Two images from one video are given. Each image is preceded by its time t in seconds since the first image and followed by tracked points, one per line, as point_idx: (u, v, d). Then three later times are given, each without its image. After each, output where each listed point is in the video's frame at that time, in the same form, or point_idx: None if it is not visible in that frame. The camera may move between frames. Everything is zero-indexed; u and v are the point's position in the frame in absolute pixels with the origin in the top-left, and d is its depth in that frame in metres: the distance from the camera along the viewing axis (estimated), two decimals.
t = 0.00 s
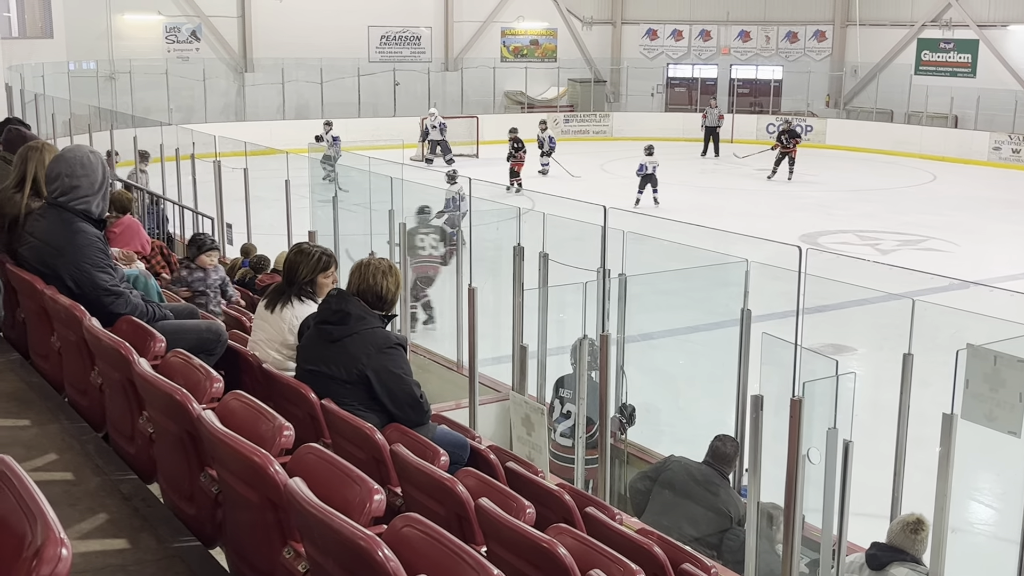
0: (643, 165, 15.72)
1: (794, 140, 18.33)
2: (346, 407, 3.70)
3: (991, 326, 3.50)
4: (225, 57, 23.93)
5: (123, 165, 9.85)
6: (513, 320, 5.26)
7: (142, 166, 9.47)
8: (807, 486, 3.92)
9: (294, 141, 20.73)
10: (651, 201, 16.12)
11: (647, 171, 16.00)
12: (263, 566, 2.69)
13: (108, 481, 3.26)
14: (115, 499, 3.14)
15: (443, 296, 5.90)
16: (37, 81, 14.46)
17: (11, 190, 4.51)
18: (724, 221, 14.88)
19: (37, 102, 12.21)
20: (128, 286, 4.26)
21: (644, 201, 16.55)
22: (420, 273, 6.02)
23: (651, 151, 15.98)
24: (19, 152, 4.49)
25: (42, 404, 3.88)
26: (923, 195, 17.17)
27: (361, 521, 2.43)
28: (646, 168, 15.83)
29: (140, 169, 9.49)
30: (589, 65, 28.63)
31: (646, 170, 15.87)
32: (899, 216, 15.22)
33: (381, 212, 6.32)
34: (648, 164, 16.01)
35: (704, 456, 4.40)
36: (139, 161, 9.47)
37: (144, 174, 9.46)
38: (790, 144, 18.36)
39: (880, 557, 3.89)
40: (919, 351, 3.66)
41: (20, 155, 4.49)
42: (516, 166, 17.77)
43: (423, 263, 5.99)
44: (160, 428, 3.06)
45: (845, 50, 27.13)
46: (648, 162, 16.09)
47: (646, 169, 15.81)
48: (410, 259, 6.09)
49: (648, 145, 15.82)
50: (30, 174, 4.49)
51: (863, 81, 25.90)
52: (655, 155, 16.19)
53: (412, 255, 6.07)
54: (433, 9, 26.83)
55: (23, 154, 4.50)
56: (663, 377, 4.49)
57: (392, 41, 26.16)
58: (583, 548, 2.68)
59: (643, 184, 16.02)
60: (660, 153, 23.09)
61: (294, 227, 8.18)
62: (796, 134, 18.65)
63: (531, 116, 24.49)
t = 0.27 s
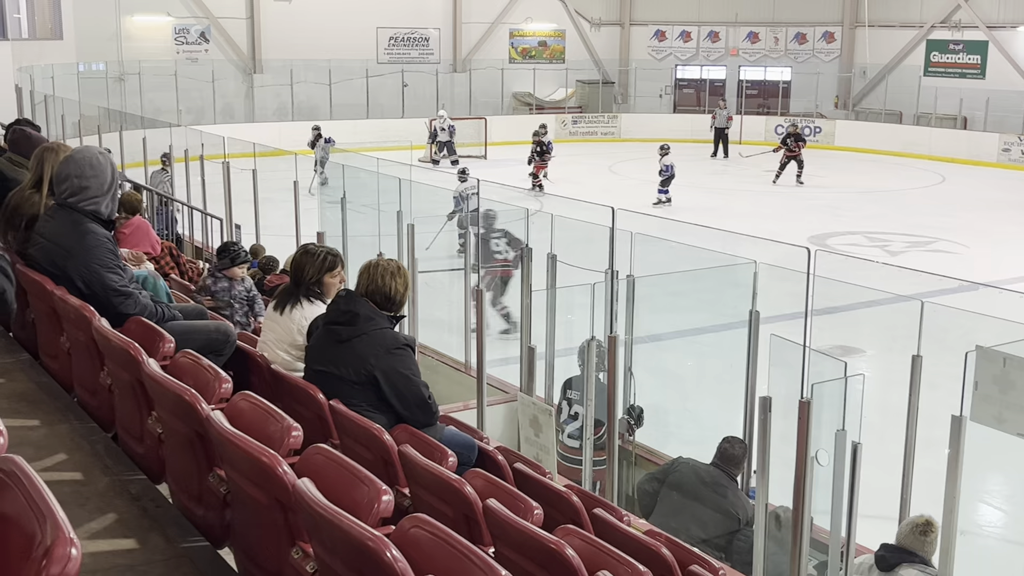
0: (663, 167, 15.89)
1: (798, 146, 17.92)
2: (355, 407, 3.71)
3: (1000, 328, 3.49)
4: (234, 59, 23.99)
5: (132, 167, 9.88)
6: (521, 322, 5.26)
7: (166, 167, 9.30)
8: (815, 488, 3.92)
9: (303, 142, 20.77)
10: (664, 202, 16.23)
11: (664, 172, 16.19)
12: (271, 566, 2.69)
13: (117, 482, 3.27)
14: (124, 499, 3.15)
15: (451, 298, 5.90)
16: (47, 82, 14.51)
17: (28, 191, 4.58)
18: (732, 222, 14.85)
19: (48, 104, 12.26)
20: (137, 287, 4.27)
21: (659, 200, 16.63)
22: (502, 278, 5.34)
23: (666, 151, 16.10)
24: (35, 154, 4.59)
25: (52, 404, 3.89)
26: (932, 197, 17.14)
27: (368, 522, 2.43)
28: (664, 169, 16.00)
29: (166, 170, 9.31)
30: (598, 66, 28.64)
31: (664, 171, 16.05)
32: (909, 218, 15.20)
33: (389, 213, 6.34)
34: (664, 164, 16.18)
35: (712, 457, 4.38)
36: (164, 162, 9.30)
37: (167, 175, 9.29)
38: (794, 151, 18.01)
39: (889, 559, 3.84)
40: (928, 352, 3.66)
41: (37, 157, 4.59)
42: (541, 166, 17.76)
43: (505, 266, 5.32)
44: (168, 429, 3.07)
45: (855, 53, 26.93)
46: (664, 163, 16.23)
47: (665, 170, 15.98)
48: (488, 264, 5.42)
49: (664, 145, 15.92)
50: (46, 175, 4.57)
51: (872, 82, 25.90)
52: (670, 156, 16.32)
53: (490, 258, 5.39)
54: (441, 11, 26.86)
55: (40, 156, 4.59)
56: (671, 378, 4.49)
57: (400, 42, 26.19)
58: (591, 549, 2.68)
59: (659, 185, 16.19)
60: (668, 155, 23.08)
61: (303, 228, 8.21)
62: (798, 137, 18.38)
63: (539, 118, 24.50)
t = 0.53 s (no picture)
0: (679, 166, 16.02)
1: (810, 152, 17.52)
2: (361, 408, 3.71)
3: (1006, 328, 3.50)
4: (240, 60, 24.03)
5: (139, 167, 9.90)
6: (526, 322, 5.26)
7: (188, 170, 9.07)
8: (821, 489, 3.91)
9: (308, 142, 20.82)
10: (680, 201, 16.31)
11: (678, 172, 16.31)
12: (277, 567, 2.69)
13: (123, 481, 3.27)
14: (130, 499, 3.15)
15: (456, 298, 5.91)
16: (54, 83, 14.53)
17: (34, 190, 4.59)
18: (738, 223, 14.84)
19: (54, 105, 12.28)
20: (143, 287, 4.28)
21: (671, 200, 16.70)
22: (564, 278, 4.98)
23: (678, 151, 16.19)
24: (43, 155, 4.61)
25: (59, 404, 3.90)
26: (938, 197, 17.11)
27: (374, 522, 2.43)
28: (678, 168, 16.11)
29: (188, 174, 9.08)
30: (604, 67, 28.62)
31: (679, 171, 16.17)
32: (915, 219, 15.17)
33: (395, 214, 6.34)
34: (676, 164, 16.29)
35: (717, 458, 4.38)
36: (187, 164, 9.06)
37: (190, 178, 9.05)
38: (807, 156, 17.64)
39: (895, 560, 3.77)
40: (934, 354, 3.64)
41: (45, 157, 4.61)
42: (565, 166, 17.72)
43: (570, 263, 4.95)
44: (174, 429, 3.08)
45: (860, 53, 27.22)
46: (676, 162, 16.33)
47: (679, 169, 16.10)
48: (550, 261, 5.07)
49: (676, 145, 16.02)
50: (52, 175, 4.58)
51: (877, 83, 25.88)
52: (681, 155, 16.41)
53: (550, 255, 5.05)
54: (447, 11, 26.87)
55: (47, 156, 4.60)
56: (678, 379, 4.49)
57: (406, 43, 26.18)
58: (597, 550, 2.68)
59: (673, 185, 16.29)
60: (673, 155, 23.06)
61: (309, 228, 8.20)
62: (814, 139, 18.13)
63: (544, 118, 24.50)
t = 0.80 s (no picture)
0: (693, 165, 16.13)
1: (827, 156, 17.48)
2: (365, 408, 3.71)
3: (1010, 328, 3.49)
4: (245, 60, 24.06)
5: (144, 167, 9.91)
6: (530, 323, 5.27)
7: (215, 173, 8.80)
8: (826, 490, 3.90)
9: (314, 143, 20.86)
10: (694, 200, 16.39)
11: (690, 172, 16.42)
12: (281, 567, 2.69)
13: (128, 481, 3.27)
14: (134, 499, 3.15)
15: (461, 299, 5.90)
16: (60, 83, 14.55)
17: (37, 190, 4.59)
18: (743, 224, 14.82)
19: (60, 105, 12.30)
20: (147, 287, 4.29)
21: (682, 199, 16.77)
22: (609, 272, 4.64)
23: (689, 150, 16.26)
24: (46, 154, 4.60)
25: (63, 404, 3.90)
26: (943, 198, 17.08)
27: (378, 522, 2.43)
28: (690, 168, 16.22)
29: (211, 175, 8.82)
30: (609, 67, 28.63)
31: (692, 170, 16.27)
32: (921, 219, 15.16)
33: (399, 214, 6.35)
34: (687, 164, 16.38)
35: (721, 459, 4.38)
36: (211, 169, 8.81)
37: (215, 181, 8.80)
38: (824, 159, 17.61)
39: (899, 561, 3.78)
40: (939, 356, 3.64)
41: (47, 156, 4.60)
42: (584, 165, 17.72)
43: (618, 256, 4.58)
44: (179, 430, 3.08)
45: (866, 53, 27.14)
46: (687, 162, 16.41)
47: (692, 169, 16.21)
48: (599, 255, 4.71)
49: (687, 145, 16.11)
50: (56, 175, 4.58)
51: (883, 84, 25.39)
52: (692, 155, 16.48)
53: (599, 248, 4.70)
54: (452, 12, 26.90)
55: (50, 156, 4.60)
56: (682, 380, 4.49)
57: (411, 43, 26.19)
58: (601, 551, 2.67)
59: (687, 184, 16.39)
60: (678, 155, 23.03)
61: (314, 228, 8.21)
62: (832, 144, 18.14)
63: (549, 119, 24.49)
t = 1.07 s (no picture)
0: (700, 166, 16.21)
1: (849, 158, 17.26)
2: (369, 408, 3.71)
3: (1014, 329, 3.48)
4: (249, 61, 24.08)
5: (148, 168, 9.92)
6: (534, 324, 5.29)
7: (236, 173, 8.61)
8: (830, 491, 3.89)
9: (318, 143, 20.87)
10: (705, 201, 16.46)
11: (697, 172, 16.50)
12: (285, 567, 2.69)
13: (132, 481, 3.28)
14: (138, 499, 3.15)
15: (465, 300, 5.91)
16: (64, 84, 14.56)
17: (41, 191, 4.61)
18: (747, 224, 14.81)
19: (64, 105, 12.32)
20: (152, 287, 4.30)
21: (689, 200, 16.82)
22: (655, 264, 4.47)
23: (696, 151, 16.32)
24: (48, 156, 4.64)
25: (68, 404, 3.91)
26: (948, 198, 17.06)
27: (382, 523, 2.43)
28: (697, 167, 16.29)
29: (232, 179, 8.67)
30: (612, 68, 28.60)
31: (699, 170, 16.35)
32: (925, 220, 15.14)
33: (403, 215, 6.35)
34: (694, 165, 16.47)
35: (725, 460, 4.37)
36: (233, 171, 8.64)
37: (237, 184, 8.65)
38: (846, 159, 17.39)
39: (904, 562, 3.77)
40: (943, 356, 3.63)
41: (51, 158, 4.62)
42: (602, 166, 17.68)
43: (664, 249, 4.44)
44: (183, 429, 3.08)
45: (870, 53, 27.07)
46: (695, 162, 16.47)
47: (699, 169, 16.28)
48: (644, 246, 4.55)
49: (694, 146, 16.20)
50: (59, 176, 4.60)
51: (887, 84, 25.93)
52: (699, 156, 16.56)
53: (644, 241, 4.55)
54: (456, 12, 26.91)
55: (53, 158, 4.62)
56: (684, 381, 4.48)
57: (415, 44, 26.19)
58: (605, 551, 2.66)
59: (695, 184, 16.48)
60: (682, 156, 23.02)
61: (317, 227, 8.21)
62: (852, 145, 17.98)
63: (553, 119, 24.49)
